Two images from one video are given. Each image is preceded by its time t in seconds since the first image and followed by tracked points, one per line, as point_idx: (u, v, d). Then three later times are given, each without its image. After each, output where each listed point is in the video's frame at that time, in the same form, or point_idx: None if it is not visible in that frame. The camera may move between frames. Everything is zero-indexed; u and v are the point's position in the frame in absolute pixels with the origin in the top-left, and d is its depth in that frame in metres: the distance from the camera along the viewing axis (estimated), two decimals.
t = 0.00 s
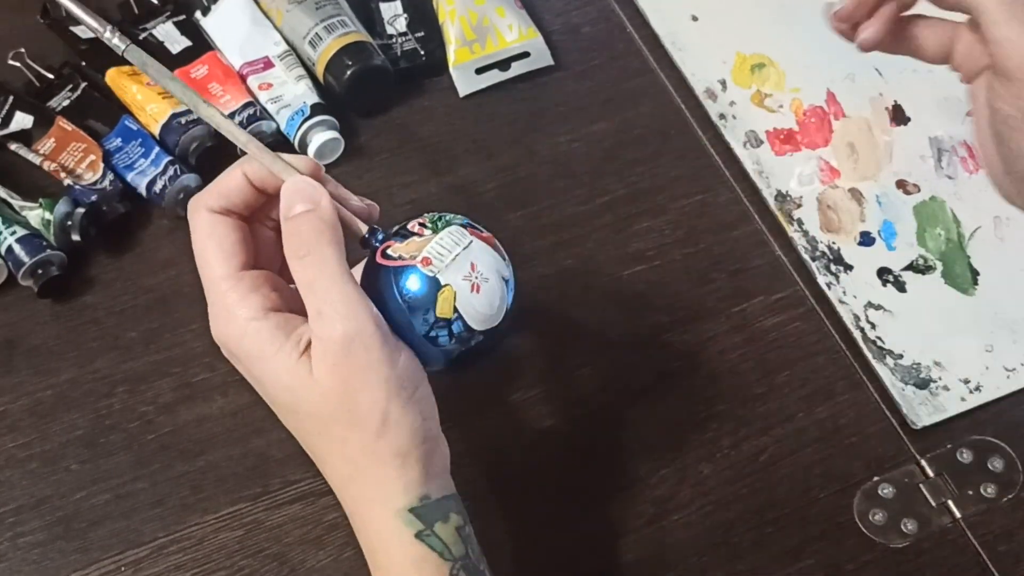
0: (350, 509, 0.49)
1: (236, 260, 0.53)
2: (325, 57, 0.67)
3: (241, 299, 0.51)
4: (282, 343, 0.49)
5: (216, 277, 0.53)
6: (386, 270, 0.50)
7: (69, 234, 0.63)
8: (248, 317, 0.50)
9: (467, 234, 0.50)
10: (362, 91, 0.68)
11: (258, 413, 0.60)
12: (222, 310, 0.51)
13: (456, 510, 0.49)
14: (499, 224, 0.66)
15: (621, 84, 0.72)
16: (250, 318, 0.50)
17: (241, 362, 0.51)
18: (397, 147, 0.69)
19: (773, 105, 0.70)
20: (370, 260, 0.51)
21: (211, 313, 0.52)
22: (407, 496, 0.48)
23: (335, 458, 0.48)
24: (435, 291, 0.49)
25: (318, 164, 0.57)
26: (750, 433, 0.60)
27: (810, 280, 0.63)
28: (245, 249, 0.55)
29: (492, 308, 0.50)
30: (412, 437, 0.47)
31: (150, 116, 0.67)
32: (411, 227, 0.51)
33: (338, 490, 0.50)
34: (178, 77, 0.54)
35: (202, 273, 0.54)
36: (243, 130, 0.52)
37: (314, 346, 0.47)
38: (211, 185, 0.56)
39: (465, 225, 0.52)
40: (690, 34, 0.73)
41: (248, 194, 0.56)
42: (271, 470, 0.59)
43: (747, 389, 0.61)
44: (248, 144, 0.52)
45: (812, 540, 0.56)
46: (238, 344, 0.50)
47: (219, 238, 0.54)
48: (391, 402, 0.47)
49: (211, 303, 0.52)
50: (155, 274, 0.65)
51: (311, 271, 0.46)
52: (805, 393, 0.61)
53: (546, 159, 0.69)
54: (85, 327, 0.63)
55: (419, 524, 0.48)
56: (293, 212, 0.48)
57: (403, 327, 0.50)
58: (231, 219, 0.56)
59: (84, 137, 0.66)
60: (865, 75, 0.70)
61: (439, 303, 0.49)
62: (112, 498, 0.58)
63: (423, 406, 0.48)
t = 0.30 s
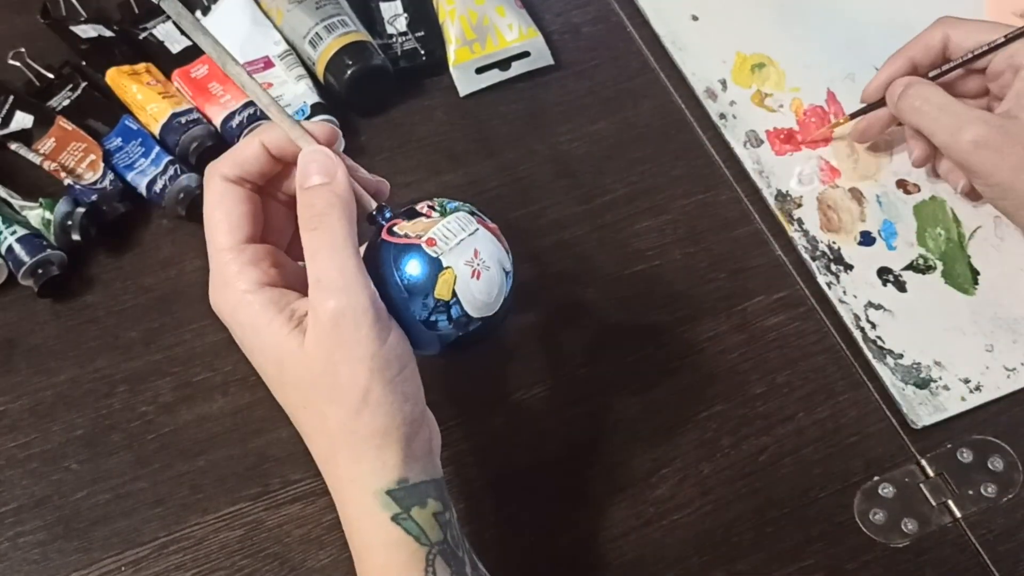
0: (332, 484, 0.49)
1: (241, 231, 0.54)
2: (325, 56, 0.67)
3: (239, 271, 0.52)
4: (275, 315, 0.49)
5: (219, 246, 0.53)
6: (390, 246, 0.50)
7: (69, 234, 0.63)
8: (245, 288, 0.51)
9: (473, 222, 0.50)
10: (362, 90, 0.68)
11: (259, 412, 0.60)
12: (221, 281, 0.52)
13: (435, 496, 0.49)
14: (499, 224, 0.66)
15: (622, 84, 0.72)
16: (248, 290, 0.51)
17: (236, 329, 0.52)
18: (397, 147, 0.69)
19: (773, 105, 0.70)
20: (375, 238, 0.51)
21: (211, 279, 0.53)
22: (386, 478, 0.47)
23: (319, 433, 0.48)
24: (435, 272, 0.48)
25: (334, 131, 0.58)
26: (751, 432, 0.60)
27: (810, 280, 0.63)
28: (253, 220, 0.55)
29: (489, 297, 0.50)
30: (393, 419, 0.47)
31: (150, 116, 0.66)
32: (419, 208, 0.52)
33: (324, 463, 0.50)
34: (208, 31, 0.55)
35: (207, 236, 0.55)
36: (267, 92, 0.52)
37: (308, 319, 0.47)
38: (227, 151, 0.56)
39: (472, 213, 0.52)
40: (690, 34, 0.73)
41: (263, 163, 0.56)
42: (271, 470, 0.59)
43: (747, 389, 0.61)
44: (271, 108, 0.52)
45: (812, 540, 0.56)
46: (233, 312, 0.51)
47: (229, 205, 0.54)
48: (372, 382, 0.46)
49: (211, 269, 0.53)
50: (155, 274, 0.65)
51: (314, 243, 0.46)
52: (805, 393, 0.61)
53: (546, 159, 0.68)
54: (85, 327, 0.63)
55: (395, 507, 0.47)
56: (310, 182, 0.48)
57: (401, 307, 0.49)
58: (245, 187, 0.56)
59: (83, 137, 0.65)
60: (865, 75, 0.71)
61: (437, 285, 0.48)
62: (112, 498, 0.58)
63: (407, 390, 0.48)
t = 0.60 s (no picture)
0: (349, 498, 0.48)
1: (216, 255, 0.51)
2: (325, 56, 0.67)
3: (223, 294, 0.49)
4: (269, 337, 0.47)
5: (197, 273, 0.50)
6: (375, 252, 0.50)
7: (69, 234, 0.63)
8: (233, 313, 0.48)
9: (457, 220, 0.51)
10: (362, 90, 0.68)
11: (259, 412, 0.60)
12: (204, 308, 0.49)
13: (455, 494, 0.49)
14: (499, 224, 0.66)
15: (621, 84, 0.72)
16: (235, 315, 0.48)
17: (225, 359, 0.49)
18: (397, 147, 0.69)
19: (773, 105, 0.71)
20: (358, 244, 0.51)
21: (191, 310, 0.50)
22: (407, 483, 0.47)
23: (332, 450, 0.47)
24: (428, 275, 0.49)
25: (297, 142, 0.58)
26: (750, 432, 0.60)
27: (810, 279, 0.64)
28: (225, 241, 0.52)
29: (483, 294, 0.51)
30: (412, 424, 0.46)
31: (150, 115, 0.67)
32: (400, 210, 0.51)
33: (333, 481, 0.49)
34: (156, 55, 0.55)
35: (180, 266, 0.52)
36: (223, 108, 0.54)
37: (309, 336, 0.45)
38: (187, 174, 0.54)
39: (454, 210, 0.53)
40: (690, 34, 0.74)
41: (226, 182, 0.55)
42: (271, 470, 0.59)
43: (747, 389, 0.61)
44: (230, 124, 0.54)
45: (812, 540, 0.56)
46: (223, 342, 0.48)
47: (199, 231, 0.52)
48: (388, 391, 0.45)
49: (191, 299, 0.50)
50: (155, 273, 0.65)
51: (306, 259, 0.45)
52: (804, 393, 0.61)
53: (546, 159, 0.68)
54: (85, 327, 0.63)
55: (420, 510, 0.48)
56: (282, 197, 0.47)
57: (392, 309, 0.49)
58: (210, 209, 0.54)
59: (84, 136, 0.66)
60: (864, 75, 0.70)
61: (432, 287, 0.49)
62: (112, 498, 0.58)
63: (420, 392, 0.47)
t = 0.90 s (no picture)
0: (349, 500, 0.48)
1: (217, 255, 0.51)
2: (325, 56, 0.67)
3: (225, 296, 0.49)
4: (271, 339, 0.47)
5: (197, 274, 0.50)
6: (376, 255, 0.49)
7: (69, 234, 0.64)
8: (235, 314, 0.48)
9: (459, 223, 0.51)
10: (362, 90, 0.68)
11: (259, 412, 0.60)
12: (206, 309, 0.49)
13: (456, 496, 0.49)
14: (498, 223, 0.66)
15: (621, 84, 0.72)
16: (237, 316, 0.48)
17: (226, 359, 0.49)
18: (397, 147, 0.69)
19: (773, 105, 0.71)
20: (359, 246, 0.51)
21: (191, 311, 0.50)
22: (409, 485, 0.47)
23: (334, 452, 0.47)
24: (430, 280, 0.49)
25: (298, 142, 0.57)
26: (750, 432, 0.60)
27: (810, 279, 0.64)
28: (225, 242, 0.52)
29: (485, 297, 0.51)
30: (414, 426, 0.47)
31: (150, 116, 0.66)
32: (403, 214, 0.51)
33: (334, 482, 0.49)
34: (155, 53, 0.54)
35: (180, 266, 0.52)
36: (224, 110, 0.53)
37: (311, 339, 0.45)
38: (186, 175, 0.54)
39: (456, 213, 0.53)
40: (690, 34, 0.74)
41: (227, 182, 0.55)
42: (271, 470, 0.59)
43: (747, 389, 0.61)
44: (231, 126, 0.53)
45: (812, 540, 0.56)
46: (224, 343, 0.48)
47: (200, 231, 0.52)
48: (392, 394, 0.45)
49: (192, 300, 0.50)
50: (155, 273, 0.65)
51: (308, 261, 0.45)
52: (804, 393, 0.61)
53: (546, 159, 0.68)
54: (85, 327, 0.63)
55: (422, 512, 0.48)
56: (283, 200, 0.46)
57: (393, 313, 0.49)
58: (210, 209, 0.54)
59: (84, 136, 0.66)
60: (865, 75, 0.70)
61: (434, 292, 0.49)
62: (112, 498, 0.58)
63: (422, 395, 0.47)
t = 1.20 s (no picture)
0: (350, 500, 0.48)
1: (216, 256, 0.51)
2: (325, 56, 0.67)
3: (225, 296, 0.49)
4: (272, 339, 0.47)
5: (197, 275, 0.50)
6: (375, 254, 0.49)
7: (69, 234, 0.64)
8: (235, 315, 0.48)
9: (458, 222, 0.51)
10: (362, 90, 0.68)
11: (258, 412, 0.60)
12: (206, 309, 0.49)
13: (457, 496, 0.49)
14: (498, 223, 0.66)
15: (621, 84, 0.72)
16: (237, 317, 0.48)
17: (226, 360, 0.49)
18: (397, 147, 0.69)
19: (773, 105, 0.71)
20: (358, 245, 0.51)
21: (191, 312, 0.50)
22: (410, 485, 0.47)
23: (335, 452, 0.47)
24: (429, 278, 0.49)
25: (297, 143, 0.58)
26: (750, 432, 0.60)
27: (811, 279, 0.64)
28: (225, 242, 0.52)
29: (484, 296, 0.51)
30: (415, 426, 0.47)
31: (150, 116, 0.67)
32: (401, 213, 0.51)
33: (335, 482, 0.49)
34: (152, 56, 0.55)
35: (180, 267, 0.52)
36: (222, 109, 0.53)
37: (311, 340, 0.45)
38: (185, 175, 0.54)
39: (454, 212, 0.53)
40: (690, 34, 0.74)
41: (226, 182, 0.55)
42: (271, 470, 0.59)
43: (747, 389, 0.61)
44: (230, 127, 0.53)
45: (812, 540, 0.56)
46: (224, 344, 0.48)
47: (199, 232, 0.52)
48: (392, 395, 0.45)
49: (192, 301, 0.50)
50: (155, 273, 0.65)
51: (308, 261, 0.45)
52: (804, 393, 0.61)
53: (546, 159, 0.68)
54: (85, 327, 0.63)
55: (423, 512, 0.48)
56: (282, 200, 0.47)
57: (392, 312, 0.49)
58: (209, 209, 0.54)
59: (84, 137, 0.66)
60: (865, 75, 0.70)
61: (434, 290, 0.49)
62: (112, 498, 0.58)
63: (422, 394, 0.47)
